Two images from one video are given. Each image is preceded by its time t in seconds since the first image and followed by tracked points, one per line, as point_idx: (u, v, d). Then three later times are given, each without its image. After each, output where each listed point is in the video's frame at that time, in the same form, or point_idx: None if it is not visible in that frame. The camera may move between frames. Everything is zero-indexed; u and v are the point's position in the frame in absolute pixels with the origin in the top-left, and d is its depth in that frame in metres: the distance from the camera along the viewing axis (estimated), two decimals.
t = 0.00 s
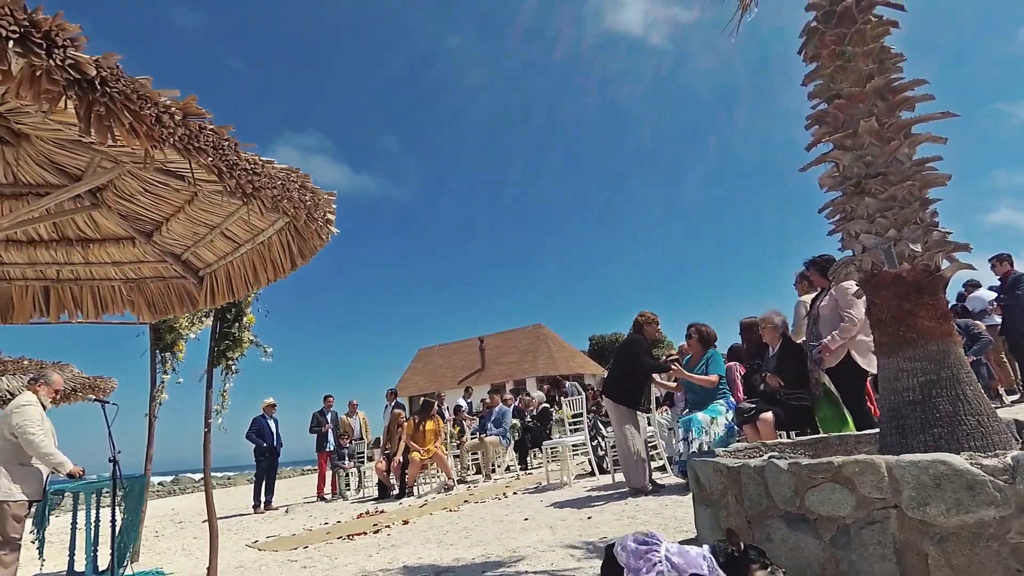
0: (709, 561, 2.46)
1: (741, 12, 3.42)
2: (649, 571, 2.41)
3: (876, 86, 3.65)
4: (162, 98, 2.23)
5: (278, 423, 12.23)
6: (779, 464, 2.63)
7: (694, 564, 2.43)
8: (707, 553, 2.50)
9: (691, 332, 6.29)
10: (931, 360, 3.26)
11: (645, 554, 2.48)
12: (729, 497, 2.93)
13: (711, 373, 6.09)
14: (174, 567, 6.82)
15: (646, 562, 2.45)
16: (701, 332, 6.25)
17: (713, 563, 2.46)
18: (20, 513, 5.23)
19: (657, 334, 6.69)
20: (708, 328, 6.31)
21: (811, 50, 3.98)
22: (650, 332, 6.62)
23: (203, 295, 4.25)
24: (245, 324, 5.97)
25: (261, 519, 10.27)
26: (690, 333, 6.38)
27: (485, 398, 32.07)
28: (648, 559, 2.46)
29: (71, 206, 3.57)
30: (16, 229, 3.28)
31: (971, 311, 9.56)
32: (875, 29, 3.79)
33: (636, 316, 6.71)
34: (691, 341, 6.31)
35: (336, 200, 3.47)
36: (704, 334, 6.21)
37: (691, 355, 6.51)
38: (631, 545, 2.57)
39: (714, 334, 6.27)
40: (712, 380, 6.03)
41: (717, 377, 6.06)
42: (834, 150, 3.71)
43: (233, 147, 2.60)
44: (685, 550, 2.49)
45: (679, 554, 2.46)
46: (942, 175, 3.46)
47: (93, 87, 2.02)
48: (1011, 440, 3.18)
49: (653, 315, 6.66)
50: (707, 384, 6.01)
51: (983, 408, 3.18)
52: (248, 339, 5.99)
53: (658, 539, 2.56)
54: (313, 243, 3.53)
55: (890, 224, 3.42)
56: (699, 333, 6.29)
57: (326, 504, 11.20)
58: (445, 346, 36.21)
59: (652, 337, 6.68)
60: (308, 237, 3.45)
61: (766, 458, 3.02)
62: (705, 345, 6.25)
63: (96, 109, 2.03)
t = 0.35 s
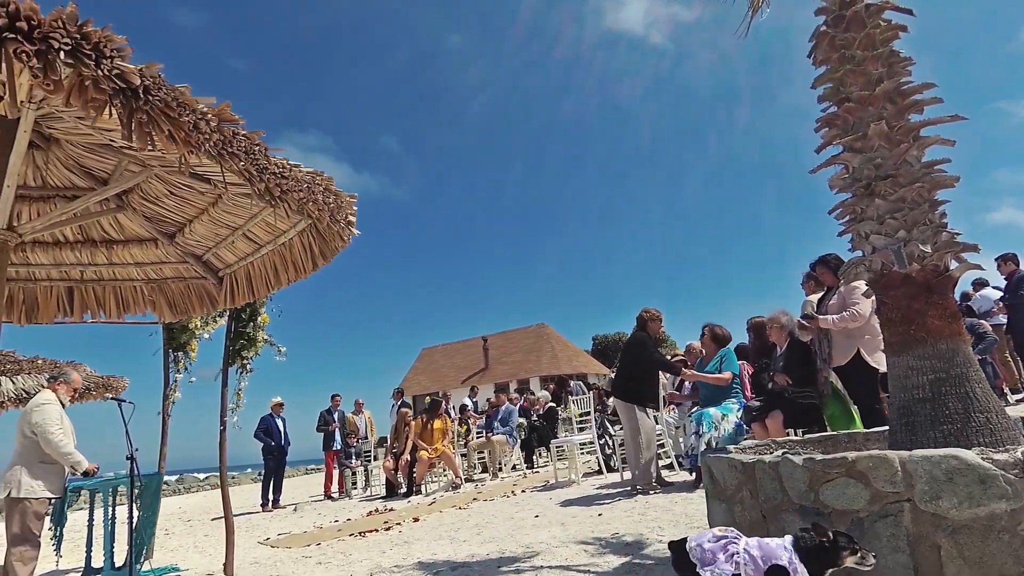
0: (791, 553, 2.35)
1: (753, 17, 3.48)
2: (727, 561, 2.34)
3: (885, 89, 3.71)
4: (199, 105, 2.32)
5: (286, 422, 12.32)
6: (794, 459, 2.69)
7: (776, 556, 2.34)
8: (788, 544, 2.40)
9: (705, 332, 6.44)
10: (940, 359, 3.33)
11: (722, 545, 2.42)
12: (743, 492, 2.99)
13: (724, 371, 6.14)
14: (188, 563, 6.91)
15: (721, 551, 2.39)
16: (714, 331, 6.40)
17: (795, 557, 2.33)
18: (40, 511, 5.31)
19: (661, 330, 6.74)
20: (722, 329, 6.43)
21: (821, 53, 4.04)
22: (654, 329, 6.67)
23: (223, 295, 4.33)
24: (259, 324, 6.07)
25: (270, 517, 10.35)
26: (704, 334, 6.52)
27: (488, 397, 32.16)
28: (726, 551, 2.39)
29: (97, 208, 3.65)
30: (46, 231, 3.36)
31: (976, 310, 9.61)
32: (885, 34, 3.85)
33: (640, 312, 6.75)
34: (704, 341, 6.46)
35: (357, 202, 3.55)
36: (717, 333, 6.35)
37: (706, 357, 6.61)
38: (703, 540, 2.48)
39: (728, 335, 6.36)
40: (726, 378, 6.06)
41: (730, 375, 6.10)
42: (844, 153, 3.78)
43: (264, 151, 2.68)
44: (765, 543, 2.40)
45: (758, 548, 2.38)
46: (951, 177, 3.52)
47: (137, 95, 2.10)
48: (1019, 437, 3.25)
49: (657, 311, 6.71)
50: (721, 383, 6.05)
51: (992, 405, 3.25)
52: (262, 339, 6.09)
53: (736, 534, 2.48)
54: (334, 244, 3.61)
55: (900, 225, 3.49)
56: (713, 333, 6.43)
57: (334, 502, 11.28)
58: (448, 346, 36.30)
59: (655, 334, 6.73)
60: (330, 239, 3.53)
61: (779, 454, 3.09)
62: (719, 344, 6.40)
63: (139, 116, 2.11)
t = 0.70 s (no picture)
0: (874, 539, 2.30)
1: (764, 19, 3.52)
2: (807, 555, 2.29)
3: (895, 90, 3.75)
4: (227, 108, 2.37)
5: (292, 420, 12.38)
6: (808, 455, 2.74)
7: (859, 545, 2.29)
8: (869, 531, 2.35)
9: (713, 330, 6.53)
10: (950, 356, 3.37)
11: (799, 537, 2.36)
12: (756, 487, 3.04)
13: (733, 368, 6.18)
14: (200, 560, 6.98)
15: (801, 545, 2.33)
16: (723, 329, 6.49)
17: (878, 542, 2.30)
18: (57, 508, 5.38)
19: (663, 326, 6.74)
20: (730, 327, 6.52)
21: (830, 54, 4.07)
22: (656, 325, 6.66)
23: (238, 294, 4.38)
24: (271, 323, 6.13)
25: (278, 514, 10.41)
26: (712, 332, 6.62)
27: (492, 396, 32.21)
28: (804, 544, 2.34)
29: (117, 209, 3.71)
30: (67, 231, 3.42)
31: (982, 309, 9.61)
32: (893, 35, 3.88)
33: (642, 309, 6.77)
34: (714, 340, 6.55)
35: (374, 202, 3.61)
36: (725, 331, 6.45)
37: (716, 355, 6.68)
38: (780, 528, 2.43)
39: (737, 332, 6.45)
40: (734, 375, 6.10)
41: (739, 371, 6.14)
42: (854, 153, 3.81)
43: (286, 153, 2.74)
44: (844, 530, 2.35)
45: (839, 537, 2.32)
46: (961, 176, 3.56)
47: (168, 98, 2.15)
48: None
49: (659, 307, 6.71)
50: (729, 379, 6.08)
51: (1002, 401, 3.29)
52: (273, 337, 6.14)
53: (809, 520, 2.42)
54: (351, 243, 3.66)
55: (910, 223, 3.53)
56: (721, 332, 6.52)
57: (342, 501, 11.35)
58: (452, 345, 36.35)
59: (657, 330, 6.75)
60: (347, 238, 3.58)
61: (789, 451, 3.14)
62: (728, 342, 6.50)
63: (170, 119, 2.16)
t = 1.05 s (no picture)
0: (958, 535, 2.16)
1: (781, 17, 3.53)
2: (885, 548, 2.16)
3: (911, 87, 3.76)
4: (258, 109, 2.42)
5: (303, 419, 12.45)
6: (829, 450, 2.76)
7: (942, 542, 2.14)
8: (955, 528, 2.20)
9: (727, 328, 6.56)
10: (968, 352, 3.39)
11: (879, 531, 2.23)
12: (777, 482, 3.06)
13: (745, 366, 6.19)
14: (217, 557, 7.04)
15: (879, 538, 2.20)
16: (737, 327, 6.52)
17: (964, 540, 2.15)
18: (78, 504, 5.45)
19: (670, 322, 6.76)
20: (744, 325, 6.55)
21: (846, 52, 4.09)
22: (663, 321, 6.69)
23: (258, 293, 4.43)
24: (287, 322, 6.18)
25: (291, 513, 10.47)
26: (726, 330, 6.64)
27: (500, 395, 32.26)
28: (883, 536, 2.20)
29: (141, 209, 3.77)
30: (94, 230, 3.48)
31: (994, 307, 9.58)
32: (910, 32, 3.89)
33: (650, 305, 6.80)
34: (728, 338, 6.57)
35: (394, 201, 3.65)
36: (740, 329, 6.47)
37: (729, 353, 6.70)
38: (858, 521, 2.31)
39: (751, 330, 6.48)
40: (745, 372, 6.10)
41: (750, 369, 6.14)
42: (870, 150, 3.83)
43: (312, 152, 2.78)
44: (925, 526, 2.20)
45: (921, 533, 2.18)
46: (978, 172, 3.57)
47: (202, 100, 2.20)
48: None
49: (666, 304, 6.74)
50: (739, 377, 6.09)
51: (1021, 397, 3.31)
52: (289, 336, 6.20)
53: (891, 515, 2.29)
54: (371, 242, 3.70)
55: (928, 221, 3.53)
56: (736, 330, 6.56)
57: (353, 499, 11.41)
58: (459, 345, 36.42)
59: (665, 326, 6.77)
60: (367, 237, 3.62)
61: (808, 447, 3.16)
62: (742, 340, 6.52)
63: (204, 120, 2.20)
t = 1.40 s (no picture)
0: None
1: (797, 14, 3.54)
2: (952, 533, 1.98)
3: (927, 84, 3.77)
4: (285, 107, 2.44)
5: (312, 418, 12.51)
6: (849, 445, 2.78)
7: None
8: None
9: (738, 326, 6.56)
10: (986, 348, 3.39)
11: (949, 515, 2.04)
12: (795, 478, 3.07)
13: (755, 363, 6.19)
14: (230, 554, 7.09)
15: (949, 522, 2.02)
16: (749, 326, 6.54)
17: None
18: (94, 501, 5.49)
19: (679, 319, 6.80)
20: (756, 323, 6.56)
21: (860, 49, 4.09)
22: (672, 318, 6.72)
23: (275, 291, 4.46)
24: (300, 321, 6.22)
25: (301, 511, 10.52)
26: (737, 328, 6.65)
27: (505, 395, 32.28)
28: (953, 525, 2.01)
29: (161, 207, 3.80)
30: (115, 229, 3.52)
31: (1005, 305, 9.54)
32: (925, 29, 3.89)
33: (659, 301, 6.82)
34: (738, 336, 6.57)
35: (412, 198, 3.67)
36: (751, 328, 6.49)
37: (739, 351, 6.71)
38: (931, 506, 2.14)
39: (762, 329, 6.50)
40: (755, 370, 6.10)
41: (760, 367, 6.14)
42: (886, 147, 3.83)
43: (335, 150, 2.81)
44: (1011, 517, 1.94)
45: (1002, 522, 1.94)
46: (995, 168, 3.56)
47: (231, 98, 2.22)
48: None
49: (675, 301, 6.77)
50: (749, 374, 6.09)
51: None
52: (302, 335, 6.23)
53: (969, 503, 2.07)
54: (389, 240, 3.72)
55: (945, 217, 3.53)
56: (747, 328, 6.57)
57: (362, 497, 11.45)
58: (464, 344, 36.47)
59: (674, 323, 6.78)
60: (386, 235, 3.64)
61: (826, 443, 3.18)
62: (753, 339, 6.54)
63: (232, 118, 2.22)
